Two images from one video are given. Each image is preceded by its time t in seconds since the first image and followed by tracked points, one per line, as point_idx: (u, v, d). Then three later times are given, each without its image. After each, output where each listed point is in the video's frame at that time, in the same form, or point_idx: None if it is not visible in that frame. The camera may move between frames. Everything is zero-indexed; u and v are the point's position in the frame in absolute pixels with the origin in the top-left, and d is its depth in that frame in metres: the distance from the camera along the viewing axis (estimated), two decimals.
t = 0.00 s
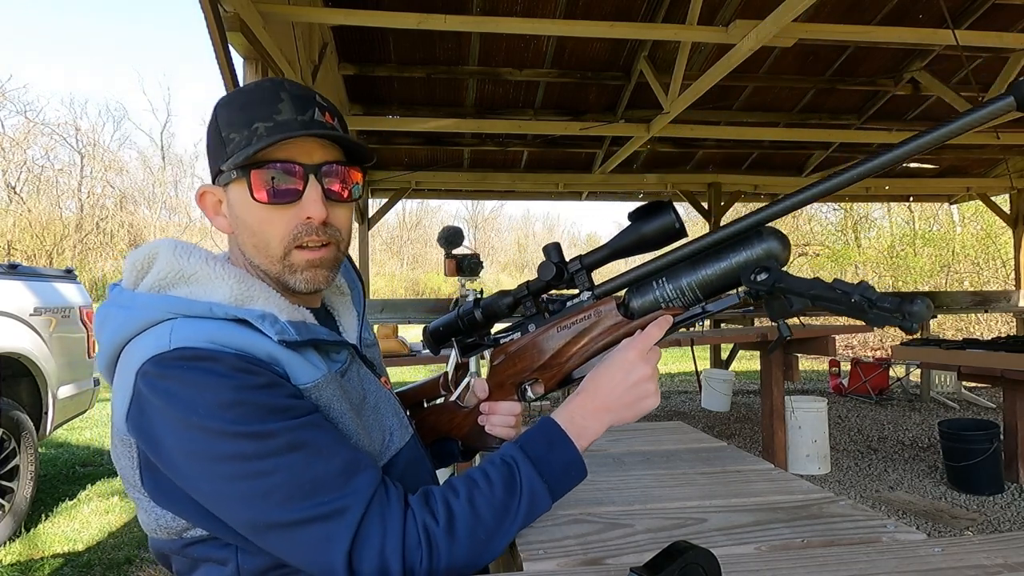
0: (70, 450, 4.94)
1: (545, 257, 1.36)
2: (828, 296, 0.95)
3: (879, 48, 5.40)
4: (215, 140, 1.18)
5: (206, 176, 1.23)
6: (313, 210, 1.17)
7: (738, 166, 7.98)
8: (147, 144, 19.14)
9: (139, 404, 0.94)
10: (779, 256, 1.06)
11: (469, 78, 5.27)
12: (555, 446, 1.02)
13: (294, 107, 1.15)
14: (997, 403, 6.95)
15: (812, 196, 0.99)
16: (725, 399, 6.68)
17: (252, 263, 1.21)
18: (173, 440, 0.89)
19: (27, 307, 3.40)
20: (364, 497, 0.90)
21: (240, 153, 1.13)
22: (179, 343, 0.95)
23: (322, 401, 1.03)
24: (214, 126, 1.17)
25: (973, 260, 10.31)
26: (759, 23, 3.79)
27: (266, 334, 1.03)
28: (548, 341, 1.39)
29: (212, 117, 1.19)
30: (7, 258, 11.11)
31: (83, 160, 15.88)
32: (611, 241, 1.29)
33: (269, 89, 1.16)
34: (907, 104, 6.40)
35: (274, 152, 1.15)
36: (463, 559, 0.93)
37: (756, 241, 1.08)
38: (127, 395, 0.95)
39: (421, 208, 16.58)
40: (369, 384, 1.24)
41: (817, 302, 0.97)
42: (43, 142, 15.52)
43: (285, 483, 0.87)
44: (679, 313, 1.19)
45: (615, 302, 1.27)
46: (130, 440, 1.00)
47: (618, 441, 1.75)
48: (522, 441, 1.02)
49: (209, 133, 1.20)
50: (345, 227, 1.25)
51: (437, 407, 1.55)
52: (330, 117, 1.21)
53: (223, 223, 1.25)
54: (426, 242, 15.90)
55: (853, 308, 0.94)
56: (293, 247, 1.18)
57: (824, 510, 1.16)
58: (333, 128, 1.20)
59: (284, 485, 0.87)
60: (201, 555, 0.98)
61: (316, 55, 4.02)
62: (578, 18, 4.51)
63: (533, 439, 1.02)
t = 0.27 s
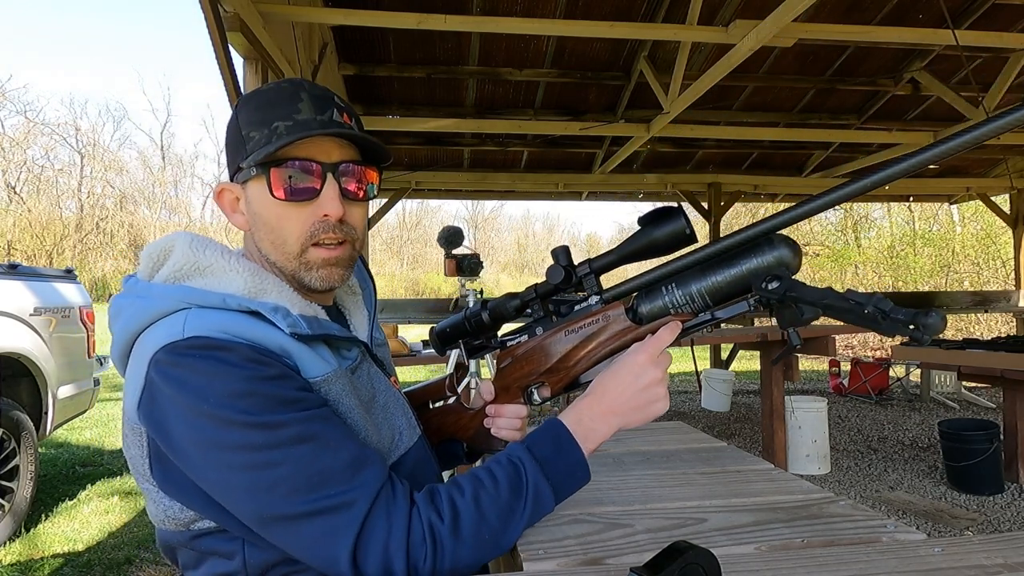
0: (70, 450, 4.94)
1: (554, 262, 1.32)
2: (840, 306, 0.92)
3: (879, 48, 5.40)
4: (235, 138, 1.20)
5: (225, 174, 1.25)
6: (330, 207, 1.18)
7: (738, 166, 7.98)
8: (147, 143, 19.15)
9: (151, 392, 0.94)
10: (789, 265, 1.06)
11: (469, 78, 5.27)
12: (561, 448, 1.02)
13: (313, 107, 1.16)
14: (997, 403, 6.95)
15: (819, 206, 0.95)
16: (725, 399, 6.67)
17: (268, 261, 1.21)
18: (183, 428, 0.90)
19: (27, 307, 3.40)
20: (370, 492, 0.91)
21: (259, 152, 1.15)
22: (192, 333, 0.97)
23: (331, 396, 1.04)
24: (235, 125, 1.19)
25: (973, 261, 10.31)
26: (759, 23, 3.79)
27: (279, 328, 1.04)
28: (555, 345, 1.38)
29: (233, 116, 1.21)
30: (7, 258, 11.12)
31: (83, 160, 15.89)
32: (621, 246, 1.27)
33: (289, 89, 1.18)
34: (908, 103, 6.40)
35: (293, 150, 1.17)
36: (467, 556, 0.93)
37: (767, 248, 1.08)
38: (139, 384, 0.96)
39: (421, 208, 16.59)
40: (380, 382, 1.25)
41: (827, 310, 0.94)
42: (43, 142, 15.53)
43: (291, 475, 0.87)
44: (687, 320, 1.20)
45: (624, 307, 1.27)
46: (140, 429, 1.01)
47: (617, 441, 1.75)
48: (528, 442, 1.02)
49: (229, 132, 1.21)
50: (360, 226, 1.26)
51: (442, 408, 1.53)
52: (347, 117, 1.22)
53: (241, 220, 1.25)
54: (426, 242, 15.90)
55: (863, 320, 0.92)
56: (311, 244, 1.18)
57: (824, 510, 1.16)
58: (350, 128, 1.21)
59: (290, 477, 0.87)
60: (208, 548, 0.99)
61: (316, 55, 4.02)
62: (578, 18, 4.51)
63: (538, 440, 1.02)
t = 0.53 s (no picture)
0: (70, 450, 4.94)
1: (558, 264, 1.35)
2: (847, 316, 0.92)
3: (879, 48, 5.40)
4: (250, 138, 1.17)
5: (235, 171, 1.21)
6: (355, 208, 1.19)
7: (738, 166, 7.98)
8: (147, 143, 19.15)
9: (155, 389, 0.95)
10: (795, 270, 1.05)
11: (469, 78, 5.27)
12: (561, 451, 1.01)
13: (336, 109, 1.17)
14: (997, 403, 6.95)
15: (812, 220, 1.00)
16: (725, 399, 6.67)
17: (287, 261, 1.21)
18: (186, 425, 0.90)
19: (27, 307, 3.40)
20: (370, 495, 0.91)
21: (285, 153, 1.14)
22: (198, 330, 0.97)
23: (335, 395, 1.04)
24: (251, 123, 1.16)
25: (973, 261, 10.31)
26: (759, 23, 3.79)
27: (284, 326, 1.04)
28: (558, 349, 1.36)
29: (246, 113, 1.18)
30: (7, 258, 11.12)
31: (83, 160, 15.89)
32: (625, 250, 1.27)
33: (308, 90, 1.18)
34: (908, 103, 6.39)
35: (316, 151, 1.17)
36: (466, 560, 0.93)
37: (772, 255, 1.07)
38: (143, 381, 0.96)
39: (421, 208, 16.59)
40: (384, 382, 1.25)
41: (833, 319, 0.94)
42: (43, 142, 15.54)
43: (293, 474, 0.87)
44: (692, 325, 1.18)
45: (627, 312, 1.25)
46: (144, 426, 1.01)
47: (618, 441, 1.75)
48: (527, 445, 1.02)
49: (243, 131, 1.18)
50: (373, 226, 1.27)
51: (445, 411, 1.54)
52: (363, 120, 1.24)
53: (255, 219, 1.22)
54: (426, 242, 15.90)
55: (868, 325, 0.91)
56: (335, 244, 1.19)
57: (824, 510, 1.16)
58: (369, 129, 1.22)
59: (291, 477, 0.87)
60: (209, 546, 0.99)
61: (316, 55, 4.01)
62: (579, 18, 4.51)
63: (539, 443, 1.02)
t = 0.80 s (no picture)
0: (70, 451, 4.94)
1: (565, 273, 1.33)
2: (854, 333, 0.90)
3: (879, 48, 5.40)
4: (270, 150, 1.12)
5: (248, 185, 1.15)
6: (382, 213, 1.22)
7: (738, 166, 7.98)
8: (147, 143, 19.16)
9: (156, 386, 0.95)
10: (802, 284, 1.05)
11: (469, 78, 5.27)
12: (565, 455, 1.01)
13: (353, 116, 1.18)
14: (997, 403, 6.96)
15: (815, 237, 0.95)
16: (725, 399, 6.67)
17: (309, 265, 1.21)
18: (187, 421, 0.90)
19: (27, 307, 3.40)
20: (369, 492, 0.91)
21: (319, 166, 1.12)
22: (199, 327, 0.97)
23: (335, 393, 1.04)
24: (269, 134, 1.12)
25: (973, 261, 10.32)
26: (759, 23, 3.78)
27: (284, 324, 1.04)
28: (562, 356, 1.35)
29: (258, 125, 1.13)
30: (7, 258, 11.12)
31: (83, 160, 15.90)
32: (632, 258, 1.27)
33: (321, 96, 1.16)
34: (908, 103, 6.39)
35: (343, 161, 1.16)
36: (467, 559, 0.93)
37: (779, 266, 1.07)
38: (143, 378, 0.97)
39: (421, 208, 16.61)
40: (384, 383, 1.25)
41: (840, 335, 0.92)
42: (43, 142, 15.56)
43: (293, 470, 0.87)
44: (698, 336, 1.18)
45: (633, 320, 1.25)
46: (145, 423, 1.01)
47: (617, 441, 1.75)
48: (532, 448, 1.02)
49: (258, 143, 1.13)
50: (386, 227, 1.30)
51: (448, 415, 1.54)
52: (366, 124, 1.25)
53: (271, 230, 1.19)
54: (426, 242, 15.90)
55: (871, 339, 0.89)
56: (364, 246, 1.21)
57: (825, 510, 1.15)
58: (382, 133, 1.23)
59: (292, 474, 0.87)
60: (209, 543, 0.99)
61: (316, 55, 4.02)
62: (578, 18, 4.51)
63: (543, 446, 1.02)
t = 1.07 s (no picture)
0: (70, 451, 4.94)
1: (567, 274, 1.32)
2: (854, 333, 0.90)
3: (879, 48, 5.40)
4: (266, 155, 1.12)
5: (246, 191, 1.15)
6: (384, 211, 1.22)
7: (738, 166, 7.98)
8: (147, 143, 19.16)
9: (156, 386, 0.95)
10: (805, 287, 1.05)
11: (469, 78, 5.27)
12: (565, 457, 1.01)
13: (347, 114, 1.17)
14: (997, 403, 6.96)
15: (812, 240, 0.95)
16: (725, 399, 6.67)
17: (310, 267, 1.21)
18: (186, 422, 0.90)
19: (27, 307, 3.40)
20: (367, 495, 0.91)
21: (317, 168, 1.12)
22: (199, 328, 0.97)
23: (335, 395, 1.04)
24: (265, 138, 1.11)
25: (973, 261, 10.32)
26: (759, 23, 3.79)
27: (284, 325, 1.04)
28: (563, 357, 1.35)
29: (254, 129, 1.12)
30: (7, 258, 11.13)
31: (83, 160, 15.91)
32: (634, 260, 1.27)
33: (315, 96, 1.15)
34: (908, 103, 6.40)
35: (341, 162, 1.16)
36: (466, 563, 0.93)
37: (781, 270, 1.07)
38: (143, 377, 0.97)
39: (421, 208, 16.63)
40: (384, 384, 1.25)
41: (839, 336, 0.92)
42: (43, 142, 15.57)
43: (292, 473, 0.88)
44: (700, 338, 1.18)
45: (635, 323, 1.25)
46: (145, 422, 1.01)
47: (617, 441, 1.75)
48: (533, 451, 1.02)
49: (254, 147, 1.12)
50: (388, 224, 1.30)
51: (449, 415, 1.54)
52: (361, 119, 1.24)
53: (272, 234, 1.19)
54: (426, 241, 15.91)
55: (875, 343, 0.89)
56: (365, 247, 1.21)
57: (825, 510, 1.15)
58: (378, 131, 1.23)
59: (290, 476, 0.87)
60: (208, 544, 0.99)
61: (316, 54, 4.01)
62: (578, 18, 4.51)
63: (544, 448, 1.02)
